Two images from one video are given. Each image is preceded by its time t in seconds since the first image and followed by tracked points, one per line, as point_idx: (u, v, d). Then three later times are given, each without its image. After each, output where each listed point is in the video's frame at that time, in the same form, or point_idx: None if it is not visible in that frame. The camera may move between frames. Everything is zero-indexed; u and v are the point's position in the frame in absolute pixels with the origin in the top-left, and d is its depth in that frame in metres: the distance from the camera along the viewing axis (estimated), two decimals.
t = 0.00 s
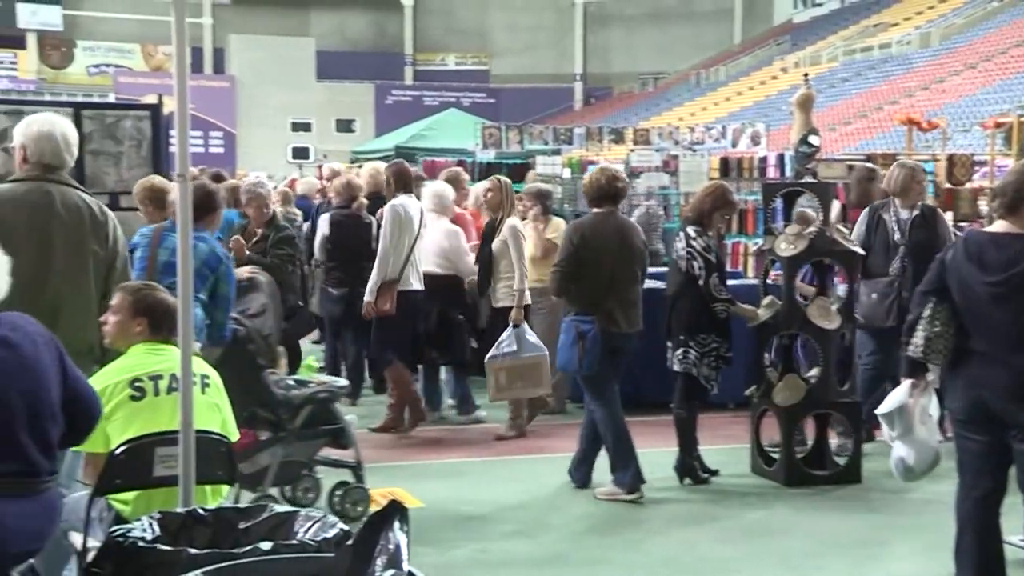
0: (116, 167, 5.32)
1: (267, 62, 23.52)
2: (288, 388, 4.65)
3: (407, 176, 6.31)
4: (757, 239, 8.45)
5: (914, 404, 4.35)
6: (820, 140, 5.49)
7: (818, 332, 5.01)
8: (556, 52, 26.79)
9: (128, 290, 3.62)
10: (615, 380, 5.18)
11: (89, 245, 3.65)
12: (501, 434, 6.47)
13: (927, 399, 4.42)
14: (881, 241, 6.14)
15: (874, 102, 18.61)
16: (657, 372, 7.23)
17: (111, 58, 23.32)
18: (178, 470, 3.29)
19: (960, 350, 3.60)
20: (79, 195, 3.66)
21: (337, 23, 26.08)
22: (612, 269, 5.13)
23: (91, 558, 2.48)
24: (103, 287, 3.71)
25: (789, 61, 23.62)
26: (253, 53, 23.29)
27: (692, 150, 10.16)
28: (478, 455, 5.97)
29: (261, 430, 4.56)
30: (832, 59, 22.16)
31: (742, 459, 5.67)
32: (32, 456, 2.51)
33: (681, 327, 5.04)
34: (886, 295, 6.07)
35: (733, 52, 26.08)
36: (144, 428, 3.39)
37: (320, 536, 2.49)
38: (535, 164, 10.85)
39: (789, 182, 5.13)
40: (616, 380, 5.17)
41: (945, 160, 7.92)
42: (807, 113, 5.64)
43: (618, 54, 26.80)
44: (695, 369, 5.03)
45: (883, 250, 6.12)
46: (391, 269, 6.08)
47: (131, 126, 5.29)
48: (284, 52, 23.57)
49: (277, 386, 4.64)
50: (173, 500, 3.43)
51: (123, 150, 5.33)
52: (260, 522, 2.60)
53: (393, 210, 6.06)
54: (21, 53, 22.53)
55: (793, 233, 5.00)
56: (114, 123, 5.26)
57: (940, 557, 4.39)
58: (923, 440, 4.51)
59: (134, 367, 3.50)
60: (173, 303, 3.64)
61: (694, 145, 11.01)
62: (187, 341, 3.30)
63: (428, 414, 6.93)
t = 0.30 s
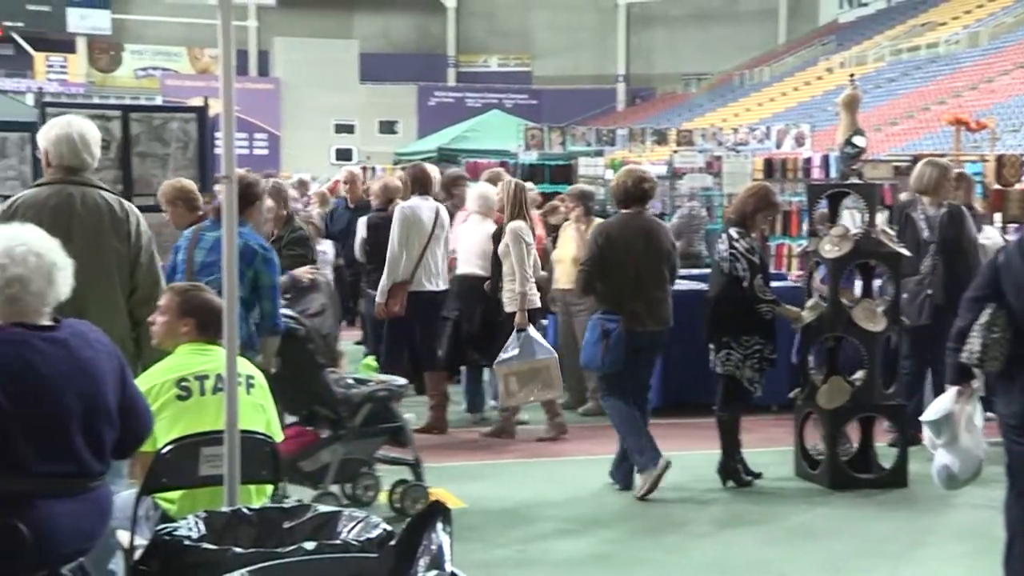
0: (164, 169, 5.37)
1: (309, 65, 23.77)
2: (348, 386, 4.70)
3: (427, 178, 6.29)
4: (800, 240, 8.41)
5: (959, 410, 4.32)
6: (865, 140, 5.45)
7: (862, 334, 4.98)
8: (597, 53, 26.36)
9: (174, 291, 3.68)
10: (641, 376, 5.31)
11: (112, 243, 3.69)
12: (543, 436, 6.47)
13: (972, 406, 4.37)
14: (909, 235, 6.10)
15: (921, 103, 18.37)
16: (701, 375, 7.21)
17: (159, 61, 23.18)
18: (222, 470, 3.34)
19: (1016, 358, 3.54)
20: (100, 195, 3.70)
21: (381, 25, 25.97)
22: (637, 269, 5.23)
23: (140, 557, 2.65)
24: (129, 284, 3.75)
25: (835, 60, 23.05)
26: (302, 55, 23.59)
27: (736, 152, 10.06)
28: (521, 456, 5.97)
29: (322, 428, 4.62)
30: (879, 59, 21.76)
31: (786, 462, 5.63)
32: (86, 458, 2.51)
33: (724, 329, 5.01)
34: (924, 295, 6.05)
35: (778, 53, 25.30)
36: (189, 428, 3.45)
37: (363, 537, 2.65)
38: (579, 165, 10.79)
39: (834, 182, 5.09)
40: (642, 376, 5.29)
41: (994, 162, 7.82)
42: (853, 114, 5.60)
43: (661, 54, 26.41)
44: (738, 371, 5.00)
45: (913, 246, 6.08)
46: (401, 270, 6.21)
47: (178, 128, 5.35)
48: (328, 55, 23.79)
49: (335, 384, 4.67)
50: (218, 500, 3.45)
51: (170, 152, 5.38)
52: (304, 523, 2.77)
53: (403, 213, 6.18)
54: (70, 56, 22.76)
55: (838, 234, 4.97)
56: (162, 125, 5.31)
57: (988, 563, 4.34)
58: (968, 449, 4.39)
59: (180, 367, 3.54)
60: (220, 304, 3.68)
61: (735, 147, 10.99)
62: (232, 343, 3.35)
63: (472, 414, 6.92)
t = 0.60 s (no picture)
0: (211, 170, 5.43)
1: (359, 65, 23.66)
2: (406, 386, 4.82)
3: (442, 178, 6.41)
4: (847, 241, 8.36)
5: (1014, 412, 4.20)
6: (914, 140, 5.41)
7: (911, 336, 4.94)
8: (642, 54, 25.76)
9: (223, 292, 3.71)
10: (676, 376, 5.30)
11: (141, 242, 3.72)
12: (587, 436, 6.46)
13: None
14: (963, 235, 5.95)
15: (972, 103, 17.97)
16: (747, 376, 7.18)
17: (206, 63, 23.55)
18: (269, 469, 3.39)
19: None
20: (131, 194, 3.75)
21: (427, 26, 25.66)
22: (666, 270, 5.22)
23: (187, 553, 2.68)
24: (161, 280, 3.77)
25: (882, 60, 22.50)
26: (350, 55, 23.54)
27: (785, 152, 9.93)
28: (566, 456, 5.96)
29: (380, 427, 4.74)
30: (927, 58, 21.22)
31: (834, 464, 5.59)
32: (135, 456, 2.73)
33: (770, 331, 4.98)
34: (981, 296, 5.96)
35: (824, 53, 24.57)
36: (234, 428, 3.49)
37: (407, 537, 2.68)
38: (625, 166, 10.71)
39: (882, 183, 5.06)
40: (677, 376, 5.29)
41: None
42: (902, 114, 5.55)
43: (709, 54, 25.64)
44: (784, 373, 4.97)
45: (967, 245, 5.96)
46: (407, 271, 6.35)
47: (225, 130, 5.39)
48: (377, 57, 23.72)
49: (392, 383, 4.83)
50: (263, 498, 3.54)
51: (217, 153, 5.43)
52: (349, 523, 2.82)
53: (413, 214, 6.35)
54: (120, 59, 23.06)
55: (885, 235, 4.94)
56: (209, 127, 5.37)
57: None
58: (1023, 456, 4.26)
59: (226, 366, 3.58)
60: (264, 304, 3.70)
61: (781, 146, 10.92)
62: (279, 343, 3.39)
63: (515, 415, 6.84)
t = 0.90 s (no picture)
0: (250, 171, 5.47)
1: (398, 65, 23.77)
2: (447, 386, 4.95)
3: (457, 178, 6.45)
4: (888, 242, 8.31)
5: None
6: (955, 140, 5.36)
7: (952, 337, 4.91)
8: (682, 54, 25.37)
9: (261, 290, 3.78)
10: (704, 373, 5.30)
11: (195, 244, 3.76)
12: (624, 437, 6.44)
13: None
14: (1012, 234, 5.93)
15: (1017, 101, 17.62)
16: (787, 377, 7.16)
17: (248, 64, 23.35)
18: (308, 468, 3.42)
19: None
20: (188, 195, 3.79)
21: (465, 26, 25.52)
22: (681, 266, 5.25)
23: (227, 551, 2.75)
24: (215, 281, 3.82)
25: (924, 59, 22.09)
26: (389, 56, 23.68)
27: (824, 152, 9.84)
28: (603, 456, 5.94)
29: (420, 427, 4.91)
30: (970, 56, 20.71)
31: (874, 466, 5.55)
32: (172, 447, 2.84)
33: (810, 332, 4.94)
34: None
35: (865, 52, 24.01)
36: (272, 428, 3.51)
37: (446, 536, 2.64)
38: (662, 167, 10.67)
39: (923, 183, 5.03)
40: (702, 372, 5.30)
41: None
42: (944, 113, 5.50)
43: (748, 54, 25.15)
44: (826, 375, 4.93)
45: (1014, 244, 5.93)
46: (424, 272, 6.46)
47: (264, 130, 5.42)
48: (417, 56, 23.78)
49: (434, 383, 4.96)
50: (301, 497, 3.55)
51: (257, 154, 5.46)
52: (386, 523, 2.83)
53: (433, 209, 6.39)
54: (162, 61, 23.21)
55: (926, 235, 4.89)
56: (249, 127, 5.41)
57: None
58: None
59: (264, 365, 3.62)
60: (304, 303, 3.73)
61: (821, 147, 10.86)
62: (319, 344, 3.43)
63: (553, 415, 6.79)
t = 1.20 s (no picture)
0: (290, 171, 5.49)
1: (435, 66, 23.76)
2: (484, 386, 4.95)
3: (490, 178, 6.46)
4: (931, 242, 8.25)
5: None
6: (1000, 140, 5.31)
7: (997, 339, 4.88)
8: (722, 52, 25.38)
9: (303, 289, 3.81)
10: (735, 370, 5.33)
11: (270, 243, 3.90)
12: (661, 437, 6.42)
13: None
14: None
15: None
16: (826, 378, 7.11)
17: (285, 65, 23.73)
18: (347, 468, 3.43)
19: None
20: (264, 196, 3.93)
21: (504, 26, 25.47)
22: (704, 259, 5.32)
23: (267, 549, 2.74)
24: (287, 280, 3.95)
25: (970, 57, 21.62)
26: (430, 57, 23.63)
27: (866, 152, 9.75)
28: (642, 457, 5.93)
29: (458, 426, 4.91)
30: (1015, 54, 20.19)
31: (916, 469, 5.50)
32: (210, 443, 2.89)
33: (851, 334, 4.90)
34: None
35: (907, 51, 23.81)
36: (311, 427, 3.55)
37: (483, 537, 2.65)
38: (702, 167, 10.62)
39: (967, 183, 4.99)
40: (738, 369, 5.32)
41: None
42: (989, 113, 5.45)
43: (788, 53, 25.27)
44: (868, 378, 4.88)
45: None
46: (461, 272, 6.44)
47: (304, 131, 5.45)
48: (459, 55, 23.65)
49: (472, 383, 4.96)
50: (340, 496, 3.63)
51: (297, 154, 5.49)
52: (425, 523, 2.86)
53: (465, 213, 6.40)
54: (204, 62, 23.37)
55: (970, 237, 4.88)
56: (289, 128, 5.44)
57: None
58: None
59: (304, 365, 3.65)
60: (343, 303, 3.75)
61: (862, 147, 10.77)
62: (357, 343, 3.45)
63: (591, 415, 6.76)
